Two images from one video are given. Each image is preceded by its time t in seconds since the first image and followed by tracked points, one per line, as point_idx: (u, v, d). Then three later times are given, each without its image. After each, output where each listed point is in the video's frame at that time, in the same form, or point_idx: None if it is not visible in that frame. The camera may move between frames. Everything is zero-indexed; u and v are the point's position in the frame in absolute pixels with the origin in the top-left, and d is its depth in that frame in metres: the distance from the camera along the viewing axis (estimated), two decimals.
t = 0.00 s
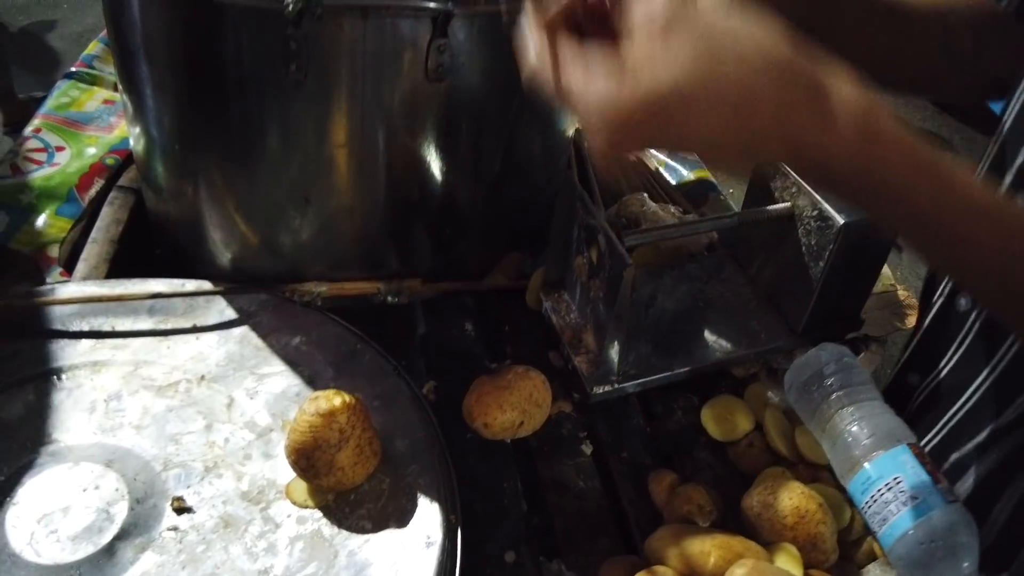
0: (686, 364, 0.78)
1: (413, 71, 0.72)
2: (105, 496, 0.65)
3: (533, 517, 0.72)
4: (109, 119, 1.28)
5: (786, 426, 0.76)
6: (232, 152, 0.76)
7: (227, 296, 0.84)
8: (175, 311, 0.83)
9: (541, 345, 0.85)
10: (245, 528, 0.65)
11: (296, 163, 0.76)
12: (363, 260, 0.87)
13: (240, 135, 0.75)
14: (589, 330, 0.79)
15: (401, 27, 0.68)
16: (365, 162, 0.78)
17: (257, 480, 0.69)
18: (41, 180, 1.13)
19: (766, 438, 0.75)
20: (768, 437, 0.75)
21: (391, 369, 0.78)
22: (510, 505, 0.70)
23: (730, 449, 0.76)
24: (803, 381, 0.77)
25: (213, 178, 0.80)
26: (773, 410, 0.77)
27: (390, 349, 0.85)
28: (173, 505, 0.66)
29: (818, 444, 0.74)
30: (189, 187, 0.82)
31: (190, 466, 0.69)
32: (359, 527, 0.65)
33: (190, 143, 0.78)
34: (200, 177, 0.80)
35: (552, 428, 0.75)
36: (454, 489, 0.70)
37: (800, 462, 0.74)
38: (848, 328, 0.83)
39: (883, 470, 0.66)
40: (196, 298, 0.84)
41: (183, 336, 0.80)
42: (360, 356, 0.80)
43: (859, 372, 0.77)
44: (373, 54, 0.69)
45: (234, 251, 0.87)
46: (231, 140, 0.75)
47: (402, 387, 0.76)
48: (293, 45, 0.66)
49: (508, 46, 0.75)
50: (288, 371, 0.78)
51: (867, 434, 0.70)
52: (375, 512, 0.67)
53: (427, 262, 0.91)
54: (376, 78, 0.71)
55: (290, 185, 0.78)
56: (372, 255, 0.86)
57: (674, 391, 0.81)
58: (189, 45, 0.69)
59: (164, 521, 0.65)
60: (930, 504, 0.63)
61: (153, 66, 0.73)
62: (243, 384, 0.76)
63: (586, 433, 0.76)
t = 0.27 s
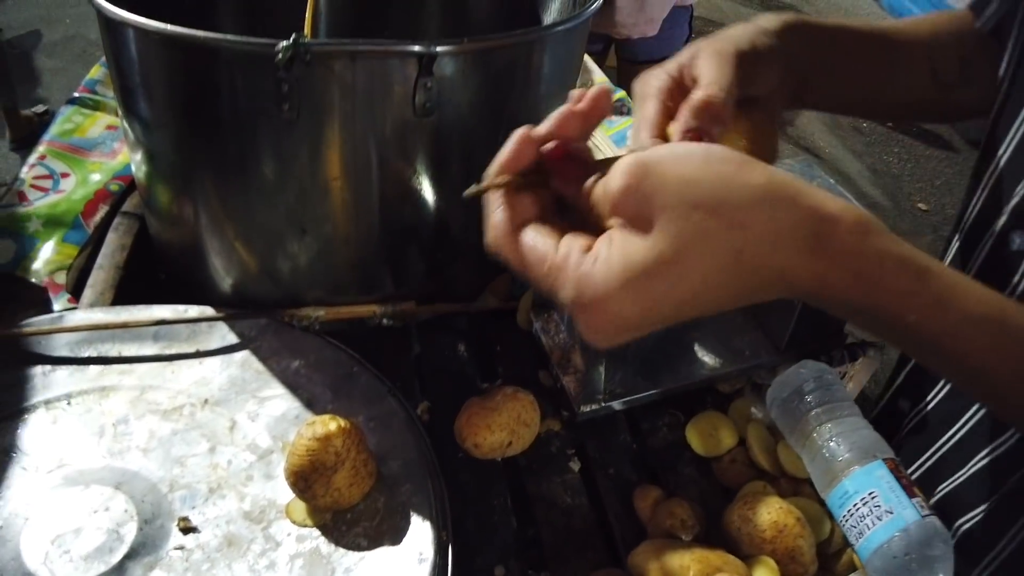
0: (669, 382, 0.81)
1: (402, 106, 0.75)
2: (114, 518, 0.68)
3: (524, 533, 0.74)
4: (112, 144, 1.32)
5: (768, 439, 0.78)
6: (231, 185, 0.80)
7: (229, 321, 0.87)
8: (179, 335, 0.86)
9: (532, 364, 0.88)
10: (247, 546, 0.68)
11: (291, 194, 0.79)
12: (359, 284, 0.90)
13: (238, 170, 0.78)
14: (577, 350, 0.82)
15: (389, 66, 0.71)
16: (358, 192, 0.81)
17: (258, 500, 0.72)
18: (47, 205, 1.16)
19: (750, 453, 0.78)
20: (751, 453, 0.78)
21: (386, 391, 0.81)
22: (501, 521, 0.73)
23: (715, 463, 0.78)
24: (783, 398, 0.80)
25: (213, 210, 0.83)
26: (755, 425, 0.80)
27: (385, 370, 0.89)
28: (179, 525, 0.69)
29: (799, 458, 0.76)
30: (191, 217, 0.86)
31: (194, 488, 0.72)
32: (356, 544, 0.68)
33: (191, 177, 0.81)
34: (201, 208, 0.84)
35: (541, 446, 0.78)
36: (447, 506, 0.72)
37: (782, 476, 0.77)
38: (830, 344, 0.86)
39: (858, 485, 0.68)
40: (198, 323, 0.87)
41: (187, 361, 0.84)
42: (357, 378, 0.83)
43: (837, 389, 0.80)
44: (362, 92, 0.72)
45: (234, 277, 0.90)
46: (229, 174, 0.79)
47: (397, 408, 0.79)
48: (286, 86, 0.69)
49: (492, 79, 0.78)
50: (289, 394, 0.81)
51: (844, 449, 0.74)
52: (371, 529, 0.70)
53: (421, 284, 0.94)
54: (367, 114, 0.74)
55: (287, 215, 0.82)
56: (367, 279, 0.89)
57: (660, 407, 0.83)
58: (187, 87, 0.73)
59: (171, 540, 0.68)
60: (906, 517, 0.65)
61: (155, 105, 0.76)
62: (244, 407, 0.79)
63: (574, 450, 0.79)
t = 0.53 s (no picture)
0: (667, 383, 0.85)
1: (407, 124, 0.79)
2: (141, 516, 0.73)
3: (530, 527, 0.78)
4: (128, 158, 1.38)
5: (762, 437, 0.83)
6: (246, 200, 0.84)
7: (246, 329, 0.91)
8: (198, 344, 0.91)
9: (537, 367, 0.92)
10: (268, 542, 0.72)
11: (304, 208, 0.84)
12: (369, 292, 0.94)
13: (254, 186, 0.82)
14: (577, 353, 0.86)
15: (394, 87, 0.75)
16: (367, 205, 0.85)
17: (278, 498, 0.76)
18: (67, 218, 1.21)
19: (745, 451, 0.82)
20: (746, 450, 0.82)
21: (397, 394, 0.85)
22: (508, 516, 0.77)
23: (712, 460, 0.82)
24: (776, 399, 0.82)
25: (229, 224, 0.88)
26: (750, 424, 0.84)
27: (396, 373, 0.92)
28: (203, 522, 0.73)
29: (793, 455, 0.80)
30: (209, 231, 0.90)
31: (216, 487, 0.76)
32: (371, 538, 0.72)
33: (209, 194, 0.86)
34: (218, 222, 0.88)
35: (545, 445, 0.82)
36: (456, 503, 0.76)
37: (777, 471, 0.82)
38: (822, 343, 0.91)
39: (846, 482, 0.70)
40: (217, 331, 0.92)
41: (207, 368, 0.88)
42: (369, 381, 0.87)
43: (829, 387, 0.82)
44: (369, 112, 0.77)
45: (250, 288, 0.94)
46: (245, 191, 0.83)
47: (408, 410, 0.83)
48: (297, 107, 0.74)
49: (493, 97, 0.82)
50: (304, 398, 0.85)
51: (835, 446, 0.76)
52: (385, 524, 0.73)
53: (429, 292, 0.98)
54: (374, 131, 0.79)
55: (300, 228, 0.86)
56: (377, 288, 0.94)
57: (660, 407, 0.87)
58: (204, 110, 0.77)
59: (196, 536, 0.72)
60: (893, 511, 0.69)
61: (174, 127, 0.81)
62: (263, 411, 0.84)
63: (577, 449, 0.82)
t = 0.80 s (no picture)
0: (696, 356, 0.90)
1: (452, 113, 0.85)
2: (208, 473, 0.78)
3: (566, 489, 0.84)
4: (178, 146, 1.45)
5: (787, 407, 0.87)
6: (302, 184, 0.91)
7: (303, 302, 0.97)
8: (255, 318, 0.98)
9: (570, 342, 0.98)
10: (326, 496, 0.78)
11: (355, 192, 0.90)
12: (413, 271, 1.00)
13: (309, 171, 0.89)
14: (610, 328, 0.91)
15: (440, 79, 0.81)
16: (413, 189, 0.91)
17: (334, 457, 0.82)
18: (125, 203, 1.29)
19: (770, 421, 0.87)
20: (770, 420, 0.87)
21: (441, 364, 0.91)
22: (545, 477, 0.83)
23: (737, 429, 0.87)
24: (800, 369, 0.89)
25: (285, 207, 0.94)
26: (777, 396, 0.87)
27: (439, 346, 0.99)
28: (266, 478, 0.80)
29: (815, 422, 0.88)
30: (266, 213, 0.97)
31: (276, 447, 0.83)
32: (420, 494, 0.79)
33: (267, 179, 0.92)
34: (274, 205, 0.95)
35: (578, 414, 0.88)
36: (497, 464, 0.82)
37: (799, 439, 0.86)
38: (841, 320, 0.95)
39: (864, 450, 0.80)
40: (272, 306, 0.99)
41: (264, 340, 0.95)
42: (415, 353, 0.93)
43: (850, 360, 0.90)
44: (418, 101, 0.82)
45: (302, 266, 1.01)
46: (301, 175, 0.90)
47: (450, 380, 0.89)
48: (352, 97, 0.80)
49: (531, 88, 0.87)
50: (355, 367, 0.91)
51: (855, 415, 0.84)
52: (433, 481, 0.80)
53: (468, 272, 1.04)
54: (421, 120, 0.84)
55: (351, 210, 0.92)
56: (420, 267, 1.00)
57: (687, 379, 0.92)
58: (265, 101, 0.84)
59: (259, 491, 0.78)
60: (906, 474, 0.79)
61: (236, 117, 0.88)
62: (317, 379, 0.90)
63: (609, 417, 0.88)
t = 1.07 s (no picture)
0: (734, 346, 0.92)
1: (503, 111, 0.89)
2: (271, 446, 0.84)
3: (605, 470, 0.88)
4: (235, 136, 1.52)
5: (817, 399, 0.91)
6: (359, 177, 0.96)
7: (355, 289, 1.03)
8: (311, 302, 1.04)
9: (610, 331, 1.02)
10: (381, 469, 0.84)
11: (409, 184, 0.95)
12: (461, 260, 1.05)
13: (367, 164, 0.94)
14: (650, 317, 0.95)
15: (494, 79, 0.85)
16: (464, 182, 0.96)
17: (388, 434, 0.88)
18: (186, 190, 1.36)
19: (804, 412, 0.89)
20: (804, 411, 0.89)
21: (487, 349, 0.96)
22: (586, 458, 0.87)
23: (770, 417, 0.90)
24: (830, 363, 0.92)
25: (343, 198, 1.00)
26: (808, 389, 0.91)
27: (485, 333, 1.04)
28: (324, 452, 0.85)
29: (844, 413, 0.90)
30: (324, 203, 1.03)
31: (334, 423, 0.89)
32: (468, 470, 0.84)
33: (327, 171, 0.98)
34: (333, 195, 1.01)
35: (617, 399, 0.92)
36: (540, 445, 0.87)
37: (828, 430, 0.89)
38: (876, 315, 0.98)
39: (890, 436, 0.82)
40: (329, 292, 1.05)
41: (321, 323, 1.01)
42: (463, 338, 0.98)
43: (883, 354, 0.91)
44: (472, 100, 0.87)
45: (357, 254, 1.07)
46: (359, 169, 0.95)
47: (496, 364, 0.94)
48: (410, 95, 0.85)
49: (579, 86, 0.91)
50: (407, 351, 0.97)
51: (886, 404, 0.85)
52: (480, 459, 0.85)
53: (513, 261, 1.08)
54: (474, 117, 0.89)
55: (404, 202, 0.97)
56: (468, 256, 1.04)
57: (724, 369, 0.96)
58: (328, 98, 0.89)
59: (318, 464, 0.84)
60: (934, 462, 0.79)
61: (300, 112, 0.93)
62: (371, 361, 0.96)
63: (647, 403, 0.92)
